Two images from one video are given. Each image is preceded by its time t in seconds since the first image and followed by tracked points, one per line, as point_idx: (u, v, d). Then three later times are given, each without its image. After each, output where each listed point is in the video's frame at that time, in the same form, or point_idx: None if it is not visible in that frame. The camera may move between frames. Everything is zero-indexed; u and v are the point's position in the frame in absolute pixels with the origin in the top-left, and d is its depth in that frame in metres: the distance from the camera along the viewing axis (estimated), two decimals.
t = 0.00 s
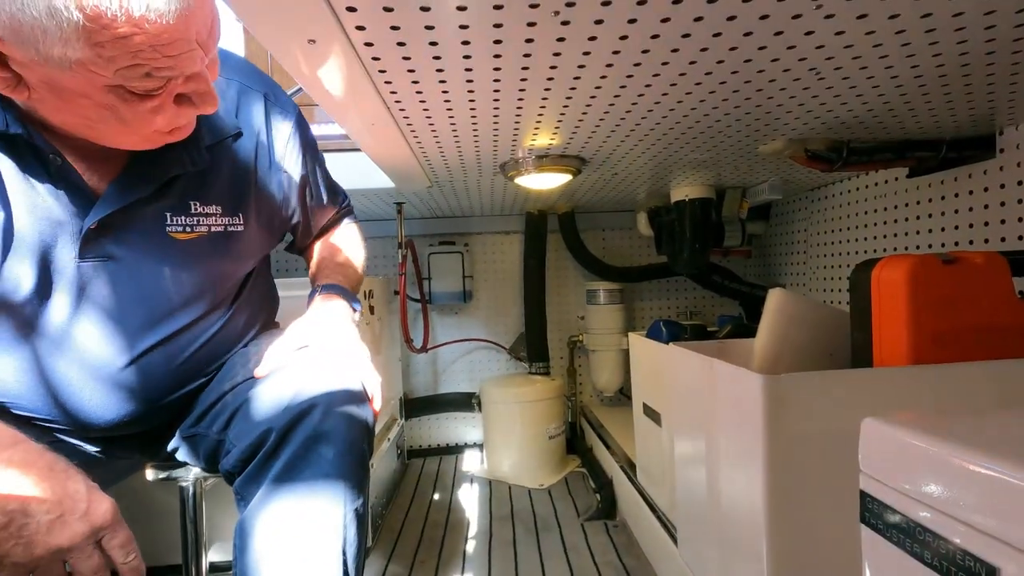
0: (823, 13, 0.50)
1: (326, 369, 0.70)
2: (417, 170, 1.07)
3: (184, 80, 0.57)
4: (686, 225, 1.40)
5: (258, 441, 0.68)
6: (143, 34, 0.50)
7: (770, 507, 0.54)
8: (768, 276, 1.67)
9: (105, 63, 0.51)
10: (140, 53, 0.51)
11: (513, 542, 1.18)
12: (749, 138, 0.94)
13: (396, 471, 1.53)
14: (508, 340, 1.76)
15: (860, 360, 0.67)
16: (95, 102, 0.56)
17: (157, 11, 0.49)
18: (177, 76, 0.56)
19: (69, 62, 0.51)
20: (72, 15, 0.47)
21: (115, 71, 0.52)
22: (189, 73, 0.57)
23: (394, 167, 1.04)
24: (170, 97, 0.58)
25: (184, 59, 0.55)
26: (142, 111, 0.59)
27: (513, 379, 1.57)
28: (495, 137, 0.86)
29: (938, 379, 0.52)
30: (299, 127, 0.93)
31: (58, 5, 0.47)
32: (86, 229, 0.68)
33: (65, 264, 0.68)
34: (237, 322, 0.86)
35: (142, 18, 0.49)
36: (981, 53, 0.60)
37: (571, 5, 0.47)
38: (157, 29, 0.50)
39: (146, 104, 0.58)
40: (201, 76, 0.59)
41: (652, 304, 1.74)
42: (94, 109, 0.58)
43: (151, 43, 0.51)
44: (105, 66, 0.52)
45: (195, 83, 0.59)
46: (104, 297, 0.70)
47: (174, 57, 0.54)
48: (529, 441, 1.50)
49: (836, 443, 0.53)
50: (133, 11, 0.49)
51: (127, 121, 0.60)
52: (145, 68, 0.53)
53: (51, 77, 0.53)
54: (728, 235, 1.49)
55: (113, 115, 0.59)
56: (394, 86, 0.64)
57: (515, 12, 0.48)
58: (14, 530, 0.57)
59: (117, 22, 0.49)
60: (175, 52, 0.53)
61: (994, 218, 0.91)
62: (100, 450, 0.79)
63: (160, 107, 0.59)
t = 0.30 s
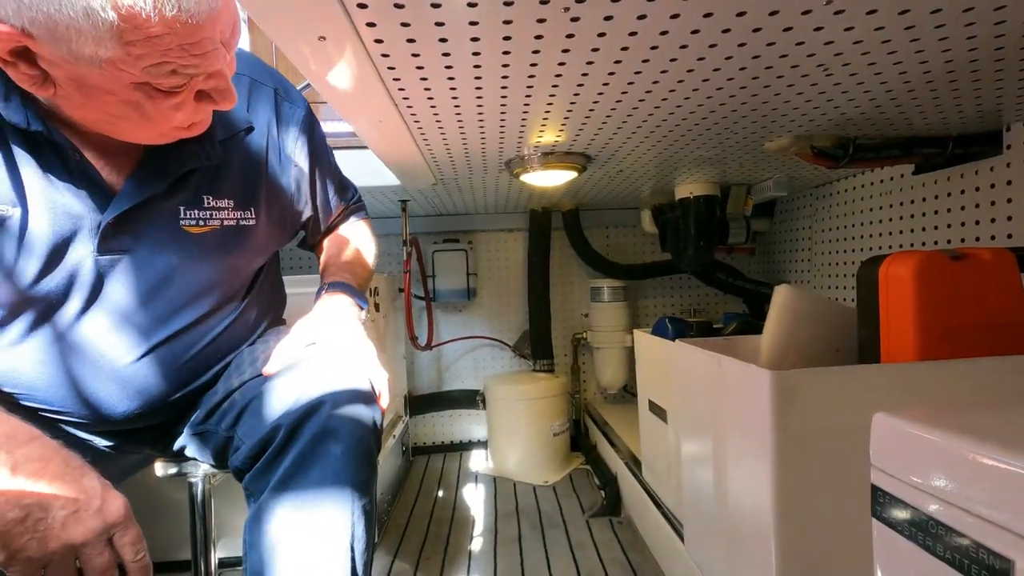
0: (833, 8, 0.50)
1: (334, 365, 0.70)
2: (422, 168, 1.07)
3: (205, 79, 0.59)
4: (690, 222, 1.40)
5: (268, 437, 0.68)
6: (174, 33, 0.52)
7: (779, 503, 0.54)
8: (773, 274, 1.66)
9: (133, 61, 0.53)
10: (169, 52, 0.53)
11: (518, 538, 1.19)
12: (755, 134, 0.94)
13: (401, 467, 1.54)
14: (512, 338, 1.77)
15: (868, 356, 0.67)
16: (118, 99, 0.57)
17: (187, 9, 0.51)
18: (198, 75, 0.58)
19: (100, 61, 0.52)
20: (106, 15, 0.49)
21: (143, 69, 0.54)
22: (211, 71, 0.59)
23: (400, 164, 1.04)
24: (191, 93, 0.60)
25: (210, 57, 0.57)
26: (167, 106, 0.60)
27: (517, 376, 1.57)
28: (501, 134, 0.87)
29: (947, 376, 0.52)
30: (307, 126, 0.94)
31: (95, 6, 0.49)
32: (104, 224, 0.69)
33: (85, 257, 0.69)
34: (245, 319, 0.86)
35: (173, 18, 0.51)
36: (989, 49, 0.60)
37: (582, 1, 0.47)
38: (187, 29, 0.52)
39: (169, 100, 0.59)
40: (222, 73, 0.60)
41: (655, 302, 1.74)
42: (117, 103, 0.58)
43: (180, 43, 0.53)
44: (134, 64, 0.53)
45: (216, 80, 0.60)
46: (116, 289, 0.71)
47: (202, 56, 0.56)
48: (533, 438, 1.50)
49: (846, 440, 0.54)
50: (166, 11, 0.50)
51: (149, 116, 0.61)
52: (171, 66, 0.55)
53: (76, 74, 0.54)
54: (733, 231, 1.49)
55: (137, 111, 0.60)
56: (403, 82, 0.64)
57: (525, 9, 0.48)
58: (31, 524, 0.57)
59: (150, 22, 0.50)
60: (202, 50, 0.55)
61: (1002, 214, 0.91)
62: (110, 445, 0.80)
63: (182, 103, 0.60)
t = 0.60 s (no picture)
0: (843, 6, 0.50)
1: (338, 362, 0.69)
2: (428, 165, 1.07)
3: (211, 73, 0.59)
4: (695, 221, 1.40)
5: (275, 433, 0.68)
6: (179, 25, 0.52)
7: (786, 501, 0.54)
8: (777, 273, 1.66)
9: (139, 54, 0.53)
10: (174, 45, 0.53)
11: (522, 536, 1.19)
12: (761, 133, 0.94)
13: (404, 465, 1.54)
14: (516, 336, 1.77)
15: (875, 355, 0.67)
16: (124, 93, 0.58)
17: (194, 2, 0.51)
18: (205, 68, 0.58)
19: (106, 54, 0.53)
20: (112, 6, 0.49)
21: (150, 62, 0.54)
22: (216, 65, 0.59)
23: (405, 162, 1.04)
24: (197, 87, 0.60)
25: (215, 50, 0.56)
26: (173, 102, 0.60)
27: (519, 374, 1.57)
28: (507, 132, 0.87)
29: (955, 374, 0.52)
30: (314, 123, 0.94)
31: None
32: (109, 222, 0.69)
33: (89, 254, 0.69)
34: (250, 316, 0.86)
35: (179, 9, 0.51)
36: (999, 46, 0.60)
37: None
38: (192, 20, 0.52)
39: (175, 94, 0.59)
40: (228, 68, 0.60)
41: (659, 301, 1.74)
42: (121, 98, 0.59)
43: (185, 35, 0.53)
44: (140, 57, 0.53)
45: (222, 74, 0.60)
46: (121, 285, 0.72)
47: (208, 48, 0.56)
48: (535, 436, 1.51)
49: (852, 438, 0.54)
50: (172, 2, 0.50)
51: (154, 111, 0.61)
52: (177, 58, 0.55)
53: (84, 68, 0.54)
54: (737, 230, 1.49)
55: (142, 105, 0.60)
56: (411, 79, 0.64)
57: (536, 6, 0.48)
58: (47, 521, 0.59)
59: (155, 14, 0.50)
60: (207, 43, 0.55)
61: (1008, 213, 0.90)
62: (116, 441, 0.80)
63: (188, 97, 0.60)
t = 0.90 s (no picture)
0: (846, 4, 0.49)
1: (348, 360, 0.69)
2: (429, 164, 1.07)
3: (204, 68, 0.59)
4: (697, 220, 1.39)
5: (280, 430, 0.68)
6: (166, 21, 0.51)
7: (787, 502, 0.54)
8: (779, 273, 1.66)
9: (127, 51, 0.53)
10: (163, 41, 0.53)
11: (523, 535, 1.19)
12: (763, 132, 0.94)
13: (405, 463, 1.54)
14: (517, 335, 1.77)
15: (877, 355, 0.66)
16: (115, 90, 0.58)
17: None
18: (198, 65, 0.58)
19: (93, 51, 0.53)
20: (95, 2, 0.49)
21: (137, 59, 0.54)
22: (209, 61, 0.58)
23: (407, 160, 1.04)
24: (191, 84, 0.60)
25: (206, 45, 0.56)
26: (166, 99, 0.60)
27: (521, 373, 1.57)
28: (509, 130, 0.86)
29: (956, 375, 0.52)
30: (314, 120, 0.93)
31: None
32: (107, 221, 0.70)
33: (87, 253, 0.70)
34: (250, 316, 0.86)
35: (164, 5, 0.50)
36: (1003, 46, 0.59)
37: None
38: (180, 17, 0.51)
39: (168, 92, 0.59)
40: (221, 63, 0.60)
41: (661, 300, 1.74)
42: (115, 98, 0.59)
43: (173, 30, 0.52)
44: (127, 55, 0.53)
45: (215, 70, 0.60)
46: (120, 283, 0.72)
47: (200, 44, 0.55)
48: (536, 435, 1.50)
49: (853, 439, 0.53)
50: None
51: (146, 108, 0.61)
52: (166, 55, 0.54)
53: (72, 67, 0.55)
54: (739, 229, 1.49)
55: (134, 103, 0.60)
56: (413, 77, 0.64)
57: (538, 4, 0.48)
58: (51, 509, 0.59)
59: (141, 10, 0.50)
60: (198, 39, 0.55)
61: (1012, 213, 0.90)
62: (115, 439, 0.81)
63: (181, 95, 0.60)
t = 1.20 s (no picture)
0: (856, 3, 0.49)
1: (363, 359, 0.69)
2: (434, 162, 1.07)
3: (216, 70, 0.59)
4: (701, 219, 1.39)
5: (292, 427, 0.68)
6: (181, 24, 0.51)
7: (795, 499, 0.54)
8: (782, 272, 1.66)
9: (141, 53, 0.53)
10: (178, 44, 0.53)
11: (527, 533, 1.19)
12: (769, 131, 0.94)
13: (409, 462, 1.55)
14: (520, 334, 1.77)
15: (883, 353, 0.66)
16: (129, 91, 0.58)
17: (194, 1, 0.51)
18: (210, 67, 0.58)
19: (107, 53, 0.53)
20: (111, 6, 0.49)
21: (150, 61, 0.54)
22: (221, 63, 0.58)
23: (412, 158, 1.04)
24: (201, 85, 0.60)
25: (220, 47, 0.56)
26: (179, 100, 0.60)
27: (525, 372, 1.57)
28: (516, 128, 0.87)
29: (964, 374, 0.52)
30: (320, 117, 0.93)
31: None
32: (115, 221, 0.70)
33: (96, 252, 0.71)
34: (257, 313, 0.87)
35: (180, 9, 0.50)
36: (1013, 45, 0.59)
37: None
38: (194, 20, 0.51)
39: (180, 93, 0.59)
40: (233, 65, 0.60)
41: (664, 300, 1.74)
42: (126, 98, 0.59)
43: (189, 34, 0.52)
44: (141, 57, 0.53)
45: (227, 71, 0.60)
46: (128, 281, 0.72)
47: (213, 46, 0.55)
48: (540, 434, 1.50)
49: (861, 436, 0.54)
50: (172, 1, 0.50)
51: (158, 109, 0.61)
52: (181, 58, 0.55)
53: (85, 68, 0.55)
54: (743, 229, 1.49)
55: (145, 103, 0.60)
56: (421, 75, 0.64)
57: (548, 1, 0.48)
58: (58, 490, 0.60)
59: (156, 14, 0.50)
60: (211, 41, 0.55)
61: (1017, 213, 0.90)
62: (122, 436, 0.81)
63: (192, 96, 0.61)
